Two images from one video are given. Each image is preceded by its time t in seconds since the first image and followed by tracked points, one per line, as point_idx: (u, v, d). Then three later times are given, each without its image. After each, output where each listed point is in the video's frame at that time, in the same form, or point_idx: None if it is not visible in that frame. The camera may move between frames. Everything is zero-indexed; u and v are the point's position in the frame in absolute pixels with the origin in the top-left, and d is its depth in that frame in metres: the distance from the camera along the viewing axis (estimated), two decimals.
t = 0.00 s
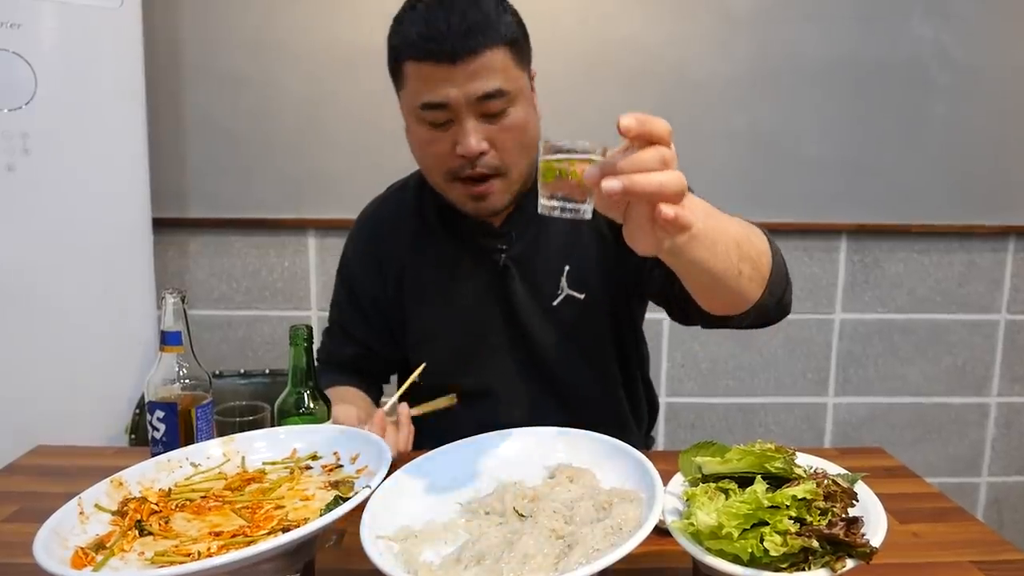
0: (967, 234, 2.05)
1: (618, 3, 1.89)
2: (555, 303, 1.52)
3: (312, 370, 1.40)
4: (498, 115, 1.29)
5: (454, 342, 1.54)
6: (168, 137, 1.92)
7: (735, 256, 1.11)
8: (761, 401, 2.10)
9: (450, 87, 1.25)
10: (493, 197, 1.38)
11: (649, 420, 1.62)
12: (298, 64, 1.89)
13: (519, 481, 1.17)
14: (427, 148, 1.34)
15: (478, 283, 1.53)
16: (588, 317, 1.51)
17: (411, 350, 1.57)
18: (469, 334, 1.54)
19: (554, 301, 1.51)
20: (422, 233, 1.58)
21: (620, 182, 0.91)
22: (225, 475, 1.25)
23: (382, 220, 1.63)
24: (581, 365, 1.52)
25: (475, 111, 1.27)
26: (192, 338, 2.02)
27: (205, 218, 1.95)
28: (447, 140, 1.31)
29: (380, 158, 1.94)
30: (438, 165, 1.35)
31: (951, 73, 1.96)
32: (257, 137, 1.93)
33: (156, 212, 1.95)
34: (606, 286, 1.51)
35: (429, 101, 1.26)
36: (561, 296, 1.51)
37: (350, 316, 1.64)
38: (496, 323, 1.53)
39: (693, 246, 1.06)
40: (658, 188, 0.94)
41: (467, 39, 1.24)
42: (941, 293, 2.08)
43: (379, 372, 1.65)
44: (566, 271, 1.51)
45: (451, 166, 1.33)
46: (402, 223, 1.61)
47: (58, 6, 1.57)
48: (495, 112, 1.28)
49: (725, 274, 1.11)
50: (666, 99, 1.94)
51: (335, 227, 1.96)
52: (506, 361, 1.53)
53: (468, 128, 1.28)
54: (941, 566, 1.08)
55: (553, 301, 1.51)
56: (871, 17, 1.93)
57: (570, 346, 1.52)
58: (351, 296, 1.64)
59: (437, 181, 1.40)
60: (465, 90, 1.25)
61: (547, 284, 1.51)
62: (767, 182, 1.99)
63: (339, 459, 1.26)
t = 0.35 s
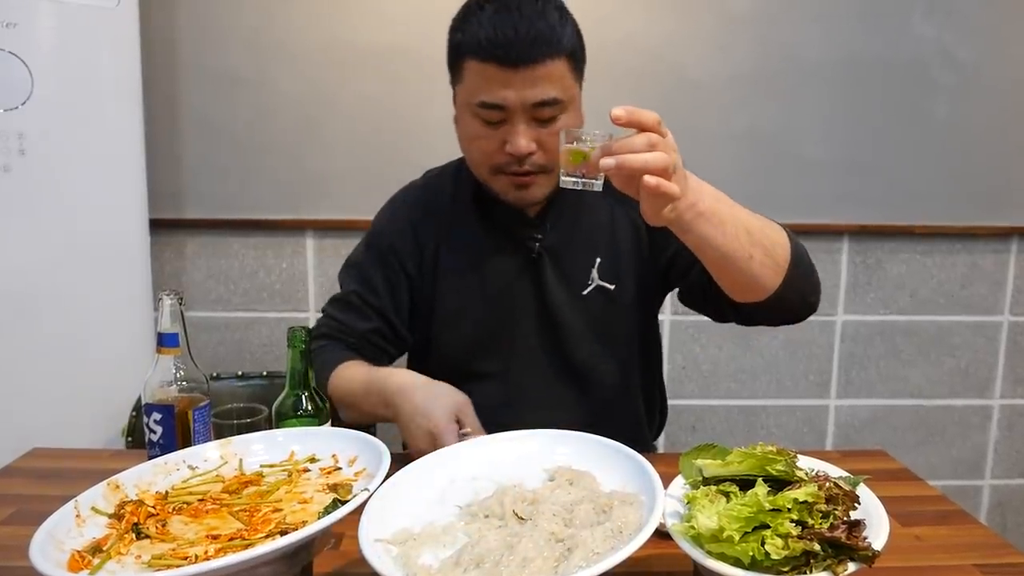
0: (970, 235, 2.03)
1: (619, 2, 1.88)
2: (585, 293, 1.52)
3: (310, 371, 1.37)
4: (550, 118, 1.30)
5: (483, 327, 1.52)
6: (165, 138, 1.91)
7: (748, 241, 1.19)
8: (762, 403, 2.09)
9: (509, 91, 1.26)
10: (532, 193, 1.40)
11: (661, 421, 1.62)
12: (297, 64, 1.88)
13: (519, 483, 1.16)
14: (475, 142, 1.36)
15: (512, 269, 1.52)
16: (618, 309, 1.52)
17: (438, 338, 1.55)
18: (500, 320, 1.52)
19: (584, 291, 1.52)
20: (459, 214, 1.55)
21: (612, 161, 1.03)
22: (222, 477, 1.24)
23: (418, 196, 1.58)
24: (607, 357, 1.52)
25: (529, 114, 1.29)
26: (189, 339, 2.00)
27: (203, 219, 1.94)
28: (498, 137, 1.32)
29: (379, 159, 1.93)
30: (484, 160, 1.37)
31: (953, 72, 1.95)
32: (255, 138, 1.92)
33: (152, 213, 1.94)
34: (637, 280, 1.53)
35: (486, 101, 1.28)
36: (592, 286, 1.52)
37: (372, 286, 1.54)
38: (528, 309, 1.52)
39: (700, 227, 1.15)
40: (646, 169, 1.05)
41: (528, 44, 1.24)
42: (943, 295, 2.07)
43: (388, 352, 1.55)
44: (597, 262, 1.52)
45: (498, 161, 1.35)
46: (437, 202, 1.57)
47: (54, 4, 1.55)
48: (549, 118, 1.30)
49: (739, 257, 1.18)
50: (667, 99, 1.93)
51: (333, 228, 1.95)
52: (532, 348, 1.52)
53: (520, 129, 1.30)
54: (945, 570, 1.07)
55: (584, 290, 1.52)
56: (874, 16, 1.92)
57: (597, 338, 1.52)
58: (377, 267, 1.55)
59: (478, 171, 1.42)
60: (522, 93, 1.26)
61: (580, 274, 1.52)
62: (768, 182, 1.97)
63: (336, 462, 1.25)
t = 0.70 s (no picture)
0: (972, 236, 2.03)
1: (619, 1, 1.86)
2: (603, 294, 1.52)
3: (309, 374, 1.35)
4: (581, 104, 1.31)
5: (499, 324, 1.50)
6: (161, 137, 1.90)
7: (754, 259, 1.22)
8: (762, 405, 2.08)
9: (543, 73, 1.27)
10: (559, 184, 1.38)
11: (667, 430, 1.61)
12: (296, 64, 1.87)
13: (519, 487, 1.15)
14: (504, 130, 1.34)
15: (533, 265, 1.50)
16: (634, 312, 1.52)
17: (451, 330, 1.51)
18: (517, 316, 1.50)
19: (602, 291, 1.52)
20: (482, 208, 1.53)
21: (605, 199, 1.10)
22: (220, 480, 1.22)
23: (440, 188, 1.56)
24: (621, 360, 1.52)
25: (562, 98, 1.29)
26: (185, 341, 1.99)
27: (201, 219, 1.93)
28: (527, 121, 1.32)
29: (378, 160, 1.92)
30: (513, 148, 1.35)
31: (956, 73, 1.94)
32: (252, 139, 1.91)
33: (149, 214, 1.93)
34: (654, 285, 1.54)
35: (520, 80, 1.28)
36: (609, 287, 1.52)
37: (389, 273, 1.50)
38: (546, 307, 1.50)
39: (704, 247, 1.19)
40: (633, 207, 1.11)
41: (564, 27, 1.26)
42: (946, 296, 2.06)
43: (396, 341, 1.49)
44: (616, 264, 1.52)
45: (526, 146, 1.33)
46: (458, 195, 1.55)
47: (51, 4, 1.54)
48: (580, 102, 1.30)
49: (745, 275, 1.22)
50: (667, 98, 1.92)
51: (332, 229, 1.94)
52: (546, 347, 1.50)
53: (551, 111, 1.29)
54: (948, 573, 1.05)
55: (601, 291, 1.51)
56: (876, 16, 1.91)
57: (613, 339, 1.52)
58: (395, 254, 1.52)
59: (505, 163, 1.39)
60: (556, 74, 1.27)
61: (598, 275, 1.51)
62: (769, 183, 1.96)
63: (335, 465, 1.24)
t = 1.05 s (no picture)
0: (975, 237, 2.01)
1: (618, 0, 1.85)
2: (605, 295, 1.50)
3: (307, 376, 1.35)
4: (602, 95, 1.33)
5: (501, 325, 1.48)
6: (158, 138, 1.89)
7: (753, 242, 1.27)
8: (764, 407, 2.07)
9: (571, 59, 1.29)
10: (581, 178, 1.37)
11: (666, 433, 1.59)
12: (295, 63, 1.86)
13: (519, 489, 1.13)
14: (526, 121, 1.33)
15: (535, 265, 1.48)
16: (637, 313, 1.51)
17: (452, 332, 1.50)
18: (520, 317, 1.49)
19: (605, 292, 1.50)
20: (484, 209, 1.52)
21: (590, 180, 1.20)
22: (217, 483, 1.21)
23: (441, 188, 1.54)
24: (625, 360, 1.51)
25: (586, 87, 1.31)
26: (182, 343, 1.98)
27: (198, 220, 1.92)
28: (552, 111, 1.32)
29: (377, 160, 1.91)
30: (534, 139, 1.34)
31: (958, 72, 1.93)
32: (250, 139, 1.89)
33: (146, 214, 1.91)
34: (659, 286, 1.53)
35: (548, 67, 1.29)
36: (612, 288, 1.50)
37: (386, 275, 1.49)
38: (549, 308, 1.49)
39: (702, 228, 1.25)
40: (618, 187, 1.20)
41: (589, 17, 1.30)
42: (949, 298, 2.05)
43: (390, 342, 1.49)
44: (618, 265, 1.51)
45: (550, 137, 1.33)
46: (459, 197, 1.53)
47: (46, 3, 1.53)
48: (601, 93, 1.33)
49: (744, 257, 1.27)
50: (668, 98, 1.90)
51: (331, 230, 1.93)
52: (549, 348, 1.48)
53: (577, 99, 1.31)
54: None
55: (604, 291, 1.50)
56: (879, 15, 1.90)
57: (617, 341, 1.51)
58: (394, 256, 1.50)
59: (522, 159, 1.38)
60: (583, 61, 1.30)
61: (602, 275, 1.50)
62: (770, 184, 1.95)
63: (334, 468, 1.22)
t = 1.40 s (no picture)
0: (978, 238, 2.00)
1: None
2: (607, 292, 1.49)
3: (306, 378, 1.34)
4: (614, 97, 1.32)
5: (501, 323, 1.47)
6: (155, 137, 1.87)
7: (758, 227, 1.27)
8: (765, 409, 2.05)
9: (586, 59, 1.28)
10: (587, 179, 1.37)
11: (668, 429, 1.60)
12: (293, 63, 1.85)
13: (518, 493, 1.12)
14: (536, 118, 1.32)
15: (535, 262, 1.47)
16: (638, 311, 1.50)
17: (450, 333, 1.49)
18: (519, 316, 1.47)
19: (606, 290, 1.49)
20: (483, 204, 1.49)
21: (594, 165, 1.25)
22: (214, 486, 1.20)
23: (440, 181, 1.52)
24: (627, 359, 1.49)
25: (598, 89, 1.30)
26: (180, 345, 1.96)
27: (196, 221, 1.91)
28: (562, 110, 1.31)
29: (376, 161, 1.90)
30: (543, 137, 1.33)
31: (961, 72, 1.92)
32: (248, 140, 1.88)
33: (144, 215, 1.90)
34: (661, 284, 1.51)
35: (562, 67, 1.28)
36: (613, 286, 1.49)
37: (375, 255, 1.46)
38: (550, 306, 1.47)
39: (706, 213, 1.26)
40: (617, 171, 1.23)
41: (606, 19, 1.29)
42: (952, 299, 2.04)
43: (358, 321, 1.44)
44: (620, 263, 1.49)
45: (559, 136, 1.32)
46: (458, 190, 1.51)
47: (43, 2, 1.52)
48: (613, 95, 1.32)
49: (749, 242, 1.27)
50: (668, 98, 1.89)
51: (330, 231, 1.92)
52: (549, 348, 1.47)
53: (589, 100, 1.30)
54: None
55: (605, 290, 1.49)
56: (881, 15, 1.88)
57: (618, 340, 1.49)
58: (387, 239, 1.47)
59: (530, 156, 1.37)
60: (597, 63, 1.29)
61: (602, 274, 1.49)
62: (771, 184, 1.94)
63: (331, 470, 1.21)
